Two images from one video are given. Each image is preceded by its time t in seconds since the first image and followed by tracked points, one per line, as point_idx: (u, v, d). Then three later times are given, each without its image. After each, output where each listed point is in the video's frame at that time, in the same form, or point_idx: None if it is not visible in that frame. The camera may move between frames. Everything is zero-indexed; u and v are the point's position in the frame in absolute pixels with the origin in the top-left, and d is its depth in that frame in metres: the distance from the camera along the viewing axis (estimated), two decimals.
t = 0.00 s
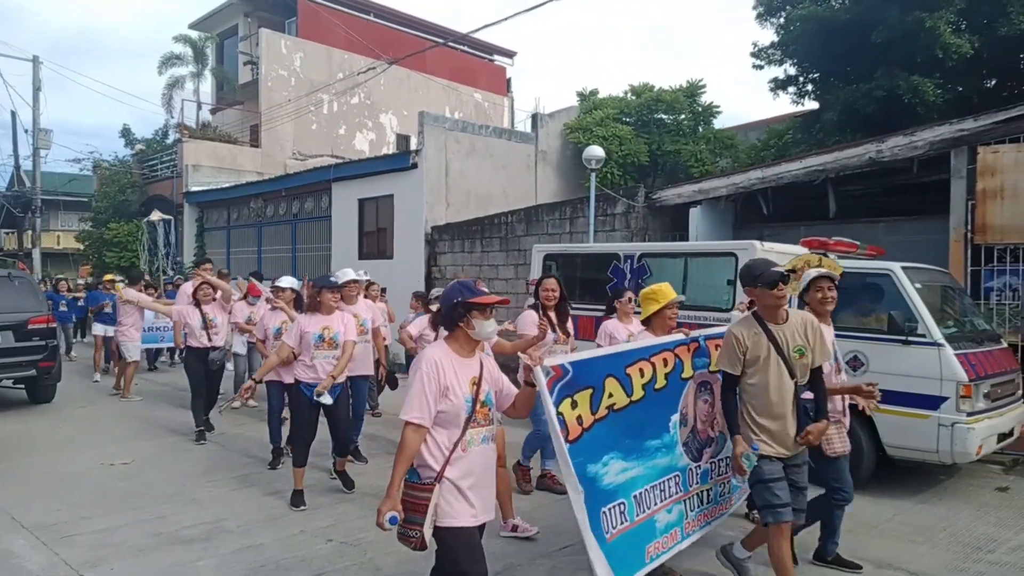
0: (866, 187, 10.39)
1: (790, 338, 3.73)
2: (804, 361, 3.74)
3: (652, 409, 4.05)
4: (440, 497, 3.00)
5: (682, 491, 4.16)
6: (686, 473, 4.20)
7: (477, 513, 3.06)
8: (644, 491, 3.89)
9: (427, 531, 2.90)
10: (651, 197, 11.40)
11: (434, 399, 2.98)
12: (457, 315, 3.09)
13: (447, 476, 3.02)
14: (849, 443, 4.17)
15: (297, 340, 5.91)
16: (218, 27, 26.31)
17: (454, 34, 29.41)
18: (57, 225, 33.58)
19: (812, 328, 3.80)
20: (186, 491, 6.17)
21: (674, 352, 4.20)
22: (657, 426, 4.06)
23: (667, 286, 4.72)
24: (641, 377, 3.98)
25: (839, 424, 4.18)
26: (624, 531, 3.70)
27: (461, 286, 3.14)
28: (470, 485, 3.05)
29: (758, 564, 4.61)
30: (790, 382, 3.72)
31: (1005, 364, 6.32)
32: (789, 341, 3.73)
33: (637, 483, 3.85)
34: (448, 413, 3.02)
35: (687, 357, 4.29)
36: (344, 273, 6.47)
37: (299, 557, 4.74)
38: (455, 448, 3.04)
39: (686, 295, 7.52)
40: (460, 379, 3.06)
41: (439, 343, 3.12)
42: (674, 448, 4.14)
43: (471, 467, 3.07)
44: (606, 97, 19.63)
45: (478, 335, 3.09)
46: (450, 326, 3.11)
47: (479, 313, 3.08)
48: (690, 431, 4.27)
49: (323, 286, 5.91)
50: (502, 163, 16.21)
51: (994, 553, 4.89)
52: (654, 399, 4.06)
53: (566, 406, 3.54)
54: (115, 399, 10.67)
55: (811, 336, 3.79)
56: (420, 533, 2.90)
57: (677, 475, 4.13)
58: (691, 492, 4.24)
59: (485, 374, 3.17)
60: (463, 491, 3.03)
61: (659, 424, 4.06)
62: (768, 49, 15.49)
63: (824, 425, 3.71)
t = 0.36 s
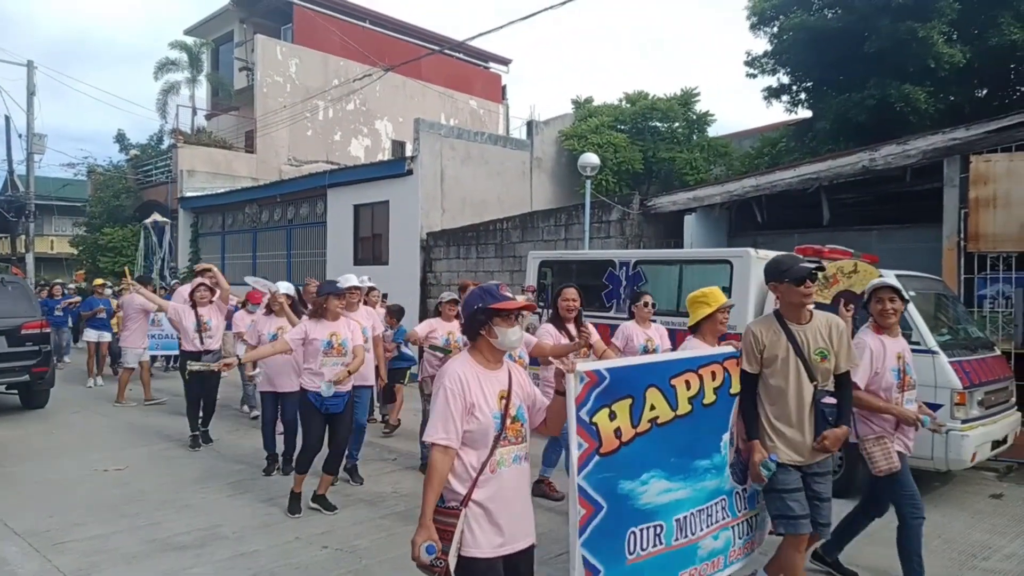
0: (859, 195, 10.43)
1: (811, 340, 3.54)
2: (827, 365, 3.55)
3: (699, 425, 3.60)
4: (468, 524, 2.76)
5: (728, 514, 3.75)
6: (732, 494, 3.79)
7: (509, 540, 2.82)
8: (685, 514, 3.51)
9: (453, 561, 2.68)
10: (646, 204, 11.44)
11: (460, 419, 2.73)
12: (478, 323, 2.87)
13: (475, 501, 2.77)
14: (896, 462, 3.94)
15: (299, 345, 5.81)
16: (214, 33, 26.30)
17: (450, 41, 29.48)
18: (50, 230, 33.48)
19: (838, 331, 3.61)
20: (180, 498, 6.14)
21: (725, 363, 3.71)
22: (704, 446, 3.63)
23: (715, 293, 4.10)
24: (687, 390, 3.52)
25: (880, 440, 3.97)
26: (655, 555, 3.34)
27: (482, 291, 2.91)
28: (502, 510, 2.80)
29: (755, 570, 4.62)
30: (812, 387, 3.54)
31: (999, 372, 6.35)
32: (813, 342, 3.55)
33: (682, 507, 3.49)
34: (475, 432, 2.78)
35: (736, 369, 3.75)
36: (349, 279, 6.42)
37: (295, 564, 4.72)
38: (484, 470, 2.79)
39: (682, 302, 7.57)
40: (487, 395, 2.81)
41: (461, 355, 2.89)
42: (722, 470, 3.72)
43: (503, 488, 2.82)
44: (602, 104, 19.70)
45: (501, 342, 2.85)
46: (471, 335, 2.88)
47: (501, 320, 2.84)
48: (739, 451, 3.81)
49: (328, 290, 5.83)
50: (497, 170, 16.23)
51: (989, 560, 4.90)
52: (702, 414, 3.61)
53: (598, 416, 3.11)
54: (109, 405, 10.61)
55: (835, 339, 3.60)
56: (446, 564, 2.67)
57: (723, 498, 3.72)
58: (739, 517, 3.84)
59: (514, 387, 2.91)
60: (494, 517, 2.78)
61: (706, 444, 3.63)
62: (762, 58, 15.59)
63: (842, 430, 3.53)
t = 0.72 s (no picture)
0: (848, 187, 10.45)
1: (841, 337, 3.44)
2: (852, 366, 3.45)
3: (734, 428, 3.30)
4: (489, 523, 2.74)
5: (762, 522, 3.43)
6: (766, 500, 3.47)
7: (531, 541, 2.78)
8: (717, 522, 3.20)
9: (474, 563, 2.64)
10: (636, 195, 11.44)
11: (486, 416, 2.70)
12: (506, 316, 2.83)
13: (496, 501, 2.74)
14: (948, 460, 3.77)
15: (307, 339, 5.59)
16: (202, 23, 26.05)
17: (440, 31, 29.30)
18: (36, 222, 33.21)
19: (861, 331, 3.53)
20: (169, 491, 6.12)
21: (760, 360, 3.38)
22: (739, 450, 3.31)
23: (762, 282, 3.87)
24: (721, 390, 3.26)
25: (935, 435, 3.81)
26: (677, 564, 3.09)
27: (509, 284, 2.88)
28: (523, 511, 2.76)
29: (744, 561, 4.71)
30: (839, 386, 3.41)
31: (985, 362, 6.41)
32: (841, 340, 3.44)
33: (715, 516, 3.19)
34: (499, 430, 2.74)
35: (770, 369, 3.42)
36: (350, 271, 6.55)
37: (284, 557, 4.71)
38: (506, 470, 2.75)
39: (671, 294, 7.56)
40: (512, 392, 2.78)
41: (487, 349, 2.85)
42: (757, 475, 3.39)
43: (525, 489, 2.77)
44: (592, 95, 19.65)
45: (529, 338, 2.82)
46: (498, 329, 2.84)
47: (530, 313, 2.81)
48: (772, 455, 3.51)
49: (340, 284, 5.67)
50: (488, 161, 16.17)
51: (973, 548, 4.97)
52: (738, 416, 3.31)
53: (622, 418, 2.99)
54: (98, 398, 10.55)
55: (860, 339, 3.50)
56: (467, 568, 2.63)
57: (757, 505, 3.40)
58: (771, 522, 3.53)
59: (537, 384, 2.88)
60: (516, 518, 2.75)
61: (742, 448, 3.32)
62: (753, 50, 15.56)
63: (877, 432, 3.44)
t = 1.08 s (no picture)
0: (834, 184, 10.52)
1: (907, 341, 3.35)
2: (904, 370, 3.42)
3: (779, 445, 3.22)
4: (543, 538, 2.58)
5: (780, 537, 3.33)
6: (787, 516, 3.37)
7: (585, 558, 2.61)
8: (751, 540, 3.08)
9: None
10: (625, 192, 11.47)
11: (544, 425, 2.53)
12: (562, 320, 2.67)
13: (551, 514, 2.58)
14: (991, 461, 3.87)
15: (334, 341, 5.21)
16: (188, 17, 25.87)
17: (428, 27, 29.22)
18: (21, 218, 32.94)
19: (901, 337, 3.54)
20: (157, 488, 6.10)
21: (802, 377, 3.37)
22: (774, 468, 3.21)
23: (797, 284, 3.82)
24: (776, 409, 3.17)
25: (975, 438, 3.91)
26: None
27: (565, 287, 2.72)
28: (579, 525, 2.60)
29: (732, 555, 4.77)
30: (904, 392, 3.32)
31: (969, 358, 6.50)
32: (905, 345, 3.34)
33: (749, 533, 3.06)
34: (556, 439, 2.57)
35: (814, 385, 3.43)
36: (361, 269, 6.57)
37: (273, 553, 4.72)
38: (563, 481, 2.59)
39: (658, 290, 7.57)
40: (569, 400, 2.61)
41: (542, 353, 2.68)
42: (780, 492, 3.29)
43: (580, 502, 2.61)
44: (581, 92, 19.66)
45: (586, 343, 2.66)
46: (553, 332, 2.68)
47: (587, 318, 2.66)
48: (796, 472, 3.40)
49: (356, 282, 5.32)
50: (477, 157, 16.15)
51: (956, 541, 5.04)
52: (784, 435, 3.24)
53: (681, 432, 2.79)
54: (85, 396, 10.49)
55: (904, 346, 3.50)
56: None
57: (779, 520, 3.30)
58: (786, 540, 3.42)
59: (592, 392, 2.72)
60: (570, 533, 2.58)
61: (776, 466, 3.22)
62: (741, 46, 15.59)
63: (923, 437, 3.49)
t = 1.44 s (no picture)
0: (835, 183, 10.51)
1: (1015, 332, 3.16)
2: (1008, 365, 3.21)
3: (838, 425, 3.38)
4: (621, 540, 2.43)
5: (858, 525, 3.52)
6: (864, 504, 3.55)
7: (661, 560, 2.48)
8: (818, 519, 3.25)
9: None
10: (625, 191, 11.46)
11: (618, 419, 2.38)
12: (637, 312, 2.51)
13: (628, 514, 2.44)
14: None
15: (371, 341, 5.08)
16: (188, 14, 25.83)
17: (429, 25, 29.17)
18: (20, 216, 32.91)
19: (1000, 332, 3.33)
20: (155, 486, 6.09)
21: (860, 362, 3.54)
22: (841, 450, 3.42)
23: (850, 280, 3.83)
24: (831, 388, 3.32)
25: None
26: (788, 562, 3.07)
27: (638, 274, 2.56)
28: (656, 524, 2.47)
29: (730, 555, 4.77)
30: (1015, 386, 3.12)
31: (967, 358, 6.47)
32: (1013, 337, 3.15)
33: (814, 513, 3.23)
34: (630, 434, 2.43)
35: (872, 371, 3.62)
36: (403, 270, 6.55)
37: (271, 552, 4.70)
38: (637, 477, 2.45)
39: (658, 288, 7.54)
40: (644, 393, 2.46)
41: (615, 342, 2.53)
42: (854, 477, 3.49)
43: (655, 500, 2.47)
44: (581, 91, 19.64)
45: (661, 334, 2.50)
46: (627, 321, 2.52)
47: (666, 309, 2.51)
48: (870, 457, 3.61)
49: (386, 278, 5.20)
50: (476, 156, 16.13)
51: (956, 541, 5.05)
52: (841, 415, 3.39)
53: (761, 415, 2.94)
54: (83, 393, 10.46)
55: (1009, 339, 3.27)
56: None
57: (854, 506, 3.49)
58: (867, 526, 3.61)
59: (665, 386, 2.57)
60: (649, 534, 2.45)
61: (841, 448, 3.42)
62: (741, 45, 15.60)
63: None
